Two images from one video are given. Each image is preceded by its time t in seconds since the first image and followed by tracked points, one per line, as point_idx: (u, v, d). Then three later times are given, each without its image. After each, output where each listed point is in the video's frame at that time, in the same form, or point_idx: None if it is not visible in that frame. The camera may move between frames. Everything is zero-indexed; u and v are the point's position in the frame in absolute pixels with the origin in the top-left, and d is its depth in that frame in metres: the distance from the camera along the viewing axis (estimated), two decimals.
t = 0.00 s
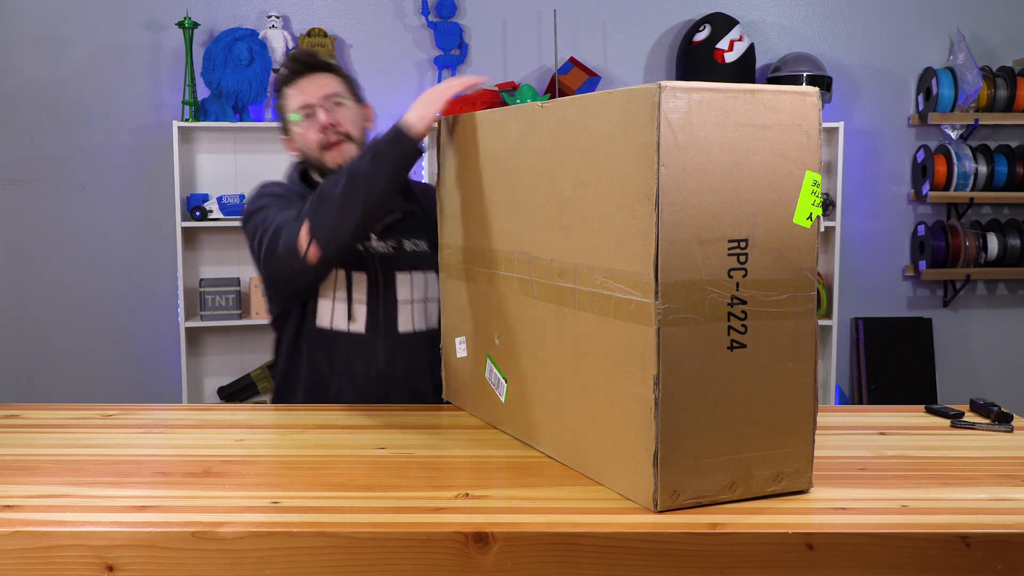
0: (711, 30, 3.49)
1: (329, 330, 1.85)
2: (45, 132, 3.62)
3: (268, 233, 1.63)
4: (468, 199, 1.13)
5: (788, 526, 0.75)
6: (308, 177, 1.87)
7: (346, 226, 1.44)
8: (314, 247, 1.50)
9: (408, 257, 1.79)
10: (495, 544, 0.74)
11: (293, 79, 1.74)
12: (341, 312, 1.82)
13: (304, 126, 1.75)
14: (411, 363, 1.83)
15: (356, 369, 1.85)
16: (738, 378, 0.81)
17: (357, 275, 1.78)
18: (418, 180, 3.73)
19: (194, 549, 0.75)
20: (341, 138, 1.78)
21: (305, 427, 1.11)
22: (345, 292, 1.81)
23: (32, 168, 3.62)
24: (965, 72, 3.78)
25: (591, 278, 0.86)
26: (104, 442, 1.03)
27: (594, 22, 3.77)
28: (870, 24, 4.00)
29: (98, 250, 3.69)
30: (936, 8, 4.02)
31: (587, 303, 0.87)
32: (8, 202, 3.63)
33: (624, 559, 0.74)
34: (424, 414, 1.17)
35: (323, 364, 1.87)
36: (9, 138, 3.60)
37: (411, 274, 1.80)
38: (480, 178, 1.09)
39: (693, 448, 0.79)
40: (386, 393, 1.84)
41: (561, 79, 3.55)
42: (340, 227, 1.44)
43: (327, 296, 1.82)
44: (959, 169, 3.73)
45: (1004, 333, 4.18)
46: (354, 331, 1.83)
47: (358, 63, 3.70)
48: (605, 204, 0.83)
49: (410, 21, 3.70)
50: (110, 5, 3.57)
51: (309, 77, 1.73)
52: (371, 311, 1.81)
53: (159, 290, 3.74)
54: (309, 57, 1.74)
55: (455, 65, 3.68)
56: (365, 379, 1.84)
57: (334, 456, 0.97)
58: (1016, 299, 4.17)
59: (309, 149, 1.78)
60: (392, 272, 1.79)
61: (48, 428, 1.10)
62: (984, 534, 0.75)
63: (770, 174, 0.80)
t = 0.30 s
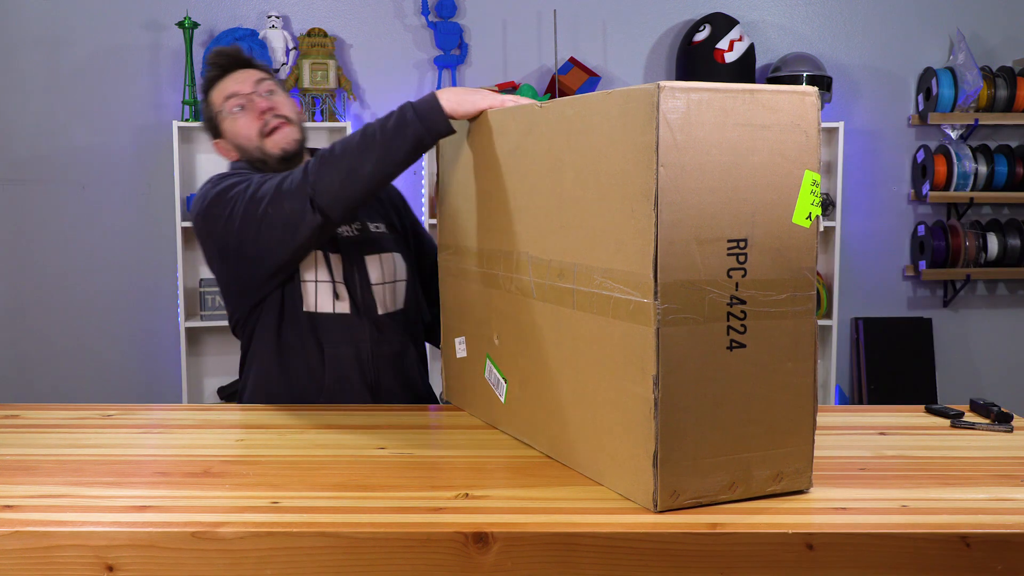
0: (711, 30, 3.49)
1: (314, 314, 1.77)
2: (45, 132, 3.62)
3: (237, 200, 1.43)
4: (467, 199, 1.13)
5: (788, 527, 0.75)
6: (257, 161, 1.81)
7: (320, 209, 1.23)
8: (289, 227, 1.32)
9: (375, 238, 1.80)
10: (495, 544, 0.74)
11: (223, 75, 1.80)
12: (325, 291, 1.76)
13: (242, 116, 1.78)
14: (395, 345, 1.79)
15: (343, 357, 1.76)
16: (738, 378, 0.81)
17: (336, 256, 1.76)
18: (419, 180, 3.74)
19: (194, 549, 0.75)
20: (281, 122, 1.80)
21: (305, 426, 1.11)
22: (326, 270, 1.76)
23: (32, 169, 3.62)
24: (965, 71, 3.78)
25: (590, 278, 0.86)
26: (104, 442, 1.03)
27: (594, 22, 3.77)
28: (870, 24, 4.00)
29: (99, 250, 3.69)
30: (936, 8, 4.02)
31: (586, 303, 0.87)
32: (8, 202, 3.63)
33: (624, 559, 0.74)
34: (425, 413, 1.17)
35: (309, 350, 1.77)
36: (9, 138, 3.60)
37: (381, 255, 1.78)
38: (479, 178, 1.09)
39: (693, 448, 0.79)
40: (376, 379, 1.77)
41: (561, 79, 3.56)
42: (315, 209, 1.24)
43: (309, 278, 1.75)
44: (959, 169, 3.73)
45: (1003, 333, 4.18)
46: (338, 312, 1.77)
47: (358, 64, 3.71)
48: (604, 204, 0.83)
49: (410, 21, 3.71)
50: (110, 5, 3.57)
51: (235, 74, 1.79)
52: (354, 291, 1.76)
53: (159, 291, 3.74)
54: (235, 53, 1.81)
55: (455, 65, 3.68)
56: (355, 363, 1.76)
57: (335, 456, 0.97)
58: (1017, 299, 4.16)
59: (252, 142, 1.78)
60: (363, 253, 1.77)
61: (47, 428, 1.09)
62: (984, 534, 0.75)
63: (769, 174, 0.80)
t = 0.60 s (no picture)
0: (711, 30, 3.50)
1: (305, 319, 1.76)
2: (45, 132, 3.63)
3: (215, 211, 1.43)
4: (443, 200, 1.13)
5: (788, 527, 0.75)
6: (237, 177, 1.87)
7: (290, 227, 1.25)
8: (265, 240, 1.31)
9: (362, 240, 1.82)
10: (495, 544, 0.74)
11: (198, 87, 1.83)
12: (314, 295, 1.75)
13: (217, 122, 1.79)
14: (388, 340, 1.79)
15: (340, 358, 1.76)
16: (723, 368, 0.81)
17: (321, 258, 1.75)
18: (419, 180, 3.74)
19: (194, 549, 0.75)
20: (255, 126, 1.80)
21: (305, 426, 1.11)
22: (312, 275, 1.75)
23: (33, 169, 3.63)
24: (965, 71, 3.77)
25: (567, 283, 0.86)
26: (104, 442, 1.03)
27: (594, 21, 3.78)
28: (870, 24, 4.00)
29: (99, 250, 3.69)
30: (937, 8, 4.02)
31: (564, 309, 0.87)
32: (8, 203, 3.63)
33: (623, 560, 0.74)
34: (424, 413, 1.18)
35: (304, 354, 1.77)
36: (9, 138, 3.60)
37: (367, 254, 1.79)
38: (449, 181, 1.08)
39: (685, 445, 0.79)
40: (374, 376, 1.76)
41: (561, 79, 3.57)
42: (285, 227, 1.26)
43: (297, 283, 1.74)
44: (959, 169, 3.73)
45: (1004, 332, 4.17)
46: (330, 315, 1.77)
47: (358, 64, 3.72)
48: (573, 209, 0.82)
49: (409, 21, 3.71)
50: (111, 5, 3.57)
51: (209, 83, 1.82)
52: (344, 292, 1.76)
53: (159, 292, 3.73)
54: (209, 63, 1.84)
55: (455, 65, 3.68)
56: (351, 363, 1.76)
57: (335, 457, 0.97)
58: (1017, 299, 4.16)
59: (229, 146, 1.79)
60: (350, 252, 1.78)
61: (47, 427, 1.09)
62: (984, 534, 0.75)
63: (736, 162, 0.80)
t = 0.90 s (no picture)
0: (711, 30, 3.50)
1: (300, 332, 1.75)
2: (46, 132, 3.63)
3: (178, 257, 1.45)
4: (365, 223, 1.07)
5: (788, 526, 0.75)
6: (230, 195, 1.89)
7: (228, 297, 1.28)
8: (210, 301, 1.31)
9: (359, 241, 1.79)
10: (496, 544, 0.74)
11: (213, 82, 1.83)
12: (304, 308, 1.74)
13: (224, 123, 1.79)
14: (387, 341, 1.80)
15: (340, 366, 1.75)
16: (677, 355, 0.78)
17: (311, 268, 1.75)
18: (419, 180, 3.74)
19: (194, 549, 0.75)
20: (260, 132, 1.79)
21: (305, 427, 1.11)
22: (301, 287, 1.73)
23: (33, 170, 3.64)
24: (965, 71, 3.77)
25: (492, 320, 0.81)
26: (104, 442, 1.03)
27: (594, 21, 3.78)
28: (870, 24, 4.00)
29: (99, 250, 3.69)
30: (937, 8, 4.01)
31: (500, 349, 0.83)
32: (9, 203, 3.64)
33: (624, 560, 0.74)
34: (426, 414, 1.17)
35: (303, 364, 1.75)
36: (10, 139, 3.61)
37: (363, 258, 1.78)
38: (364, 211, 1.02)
39: (664, 442, 0.79)
40: (374, 379, 1.77)
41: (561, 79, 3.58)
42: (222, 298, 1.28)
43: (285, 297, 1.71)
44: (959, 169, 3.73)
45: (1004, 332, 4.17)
46: (322, 325, 1.75)
47: (358, 64, 3.72)
48: (466, 251, 0.76)
49: (409, 21, 3.71)
50: (111, 5, 3.57)
51: (223, 82, 1.82)
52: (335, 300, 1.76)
53: (159, 292, 3.73)
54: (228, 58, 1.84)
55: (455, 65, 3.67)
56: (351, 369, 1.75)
57: (335, 457, 0.97)
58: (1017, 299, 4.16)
59: (231, 149, 1.79)
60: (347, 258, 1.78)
61: (46, 428, 1.09)
62: (984, 534, 0.75)
63: (621, 148, 0.74)
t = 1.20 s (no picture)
0: (711, 30, 3.50)
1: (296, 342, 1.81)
2: (46, 132, 3.64)
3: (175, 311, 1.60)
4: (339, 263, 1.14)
5: (788, 526, 0.75)
6: (230, 209, 1.90)
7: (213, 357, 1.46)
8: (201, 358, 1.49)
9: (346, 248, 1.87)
10: (496, 544, 0.74)
11: (230, 83, 1.86)
12: (296, 319, 1.80)
13: (235, 125, 1.82)
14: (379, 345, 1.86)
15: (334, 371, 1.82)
16: (605, 371, 0.83)
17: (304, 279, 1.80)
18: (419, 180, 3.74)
19: (194, 549, 0.74)
20: (268, 139, 1.81)
21: (305, 427, 1.10)
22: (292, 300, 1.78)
23: (33, 170, 3.64)
24: (965, 71, 3.77)
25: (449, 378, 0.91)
26: (103, 442, 1.03)
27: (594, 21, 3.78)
28: (870, 24, 4.00)
29: (99, 250, 3.69)
30: (937, 8, 4.01)
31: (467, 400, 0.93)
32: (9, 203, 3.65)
33: (623, 560, 0.74)
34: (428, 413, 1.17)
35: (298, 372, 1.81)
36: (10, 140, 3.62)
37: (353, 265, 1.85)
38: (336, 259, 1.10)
39: (627, 450, 0.85)
40: (367, 382, 1.83)
41: (561, 79, 3.59)
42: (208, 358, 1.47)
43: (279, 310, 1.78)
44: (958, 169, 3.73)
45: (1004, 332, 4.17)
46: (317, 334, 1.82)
47: (358, 64, 3.72)
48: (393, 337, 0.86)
49: (409, 21, 3.71)
50: (111, 5, 3.57)
51: (240, 84, 1.85)
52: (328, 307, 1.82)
53: (159, 292, 3.72)
54: (252, 62, 1.87)
55: (455, 65, 3.68)
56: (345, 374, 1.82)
57: (336, 457, 0.97)
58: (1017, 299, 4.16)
59: (238, 151, 1.82)
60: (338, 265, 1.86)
61: (46, 428, 1.09)
62: (984, 534, 0.74)
63: (459, 210, 0.78)
